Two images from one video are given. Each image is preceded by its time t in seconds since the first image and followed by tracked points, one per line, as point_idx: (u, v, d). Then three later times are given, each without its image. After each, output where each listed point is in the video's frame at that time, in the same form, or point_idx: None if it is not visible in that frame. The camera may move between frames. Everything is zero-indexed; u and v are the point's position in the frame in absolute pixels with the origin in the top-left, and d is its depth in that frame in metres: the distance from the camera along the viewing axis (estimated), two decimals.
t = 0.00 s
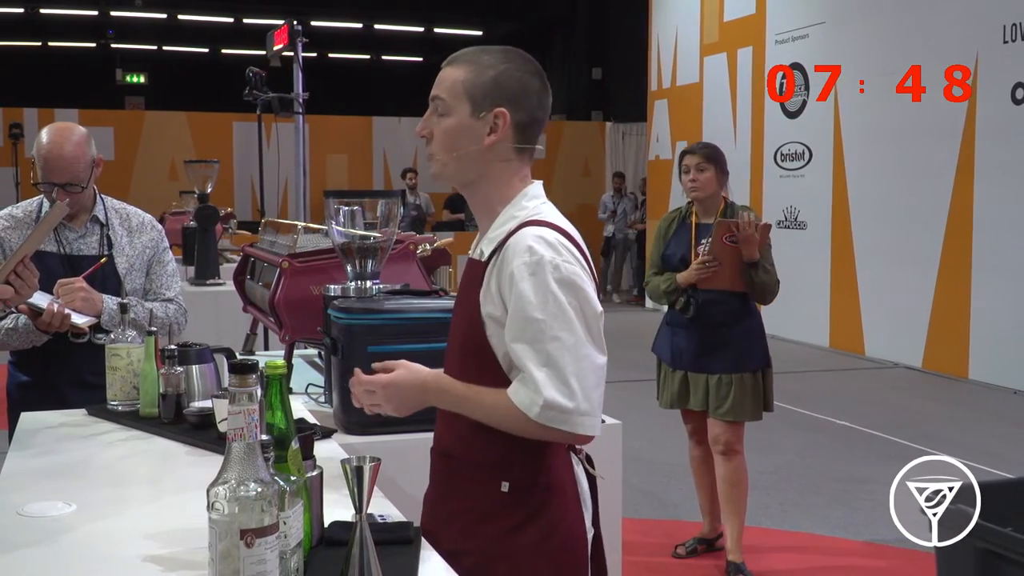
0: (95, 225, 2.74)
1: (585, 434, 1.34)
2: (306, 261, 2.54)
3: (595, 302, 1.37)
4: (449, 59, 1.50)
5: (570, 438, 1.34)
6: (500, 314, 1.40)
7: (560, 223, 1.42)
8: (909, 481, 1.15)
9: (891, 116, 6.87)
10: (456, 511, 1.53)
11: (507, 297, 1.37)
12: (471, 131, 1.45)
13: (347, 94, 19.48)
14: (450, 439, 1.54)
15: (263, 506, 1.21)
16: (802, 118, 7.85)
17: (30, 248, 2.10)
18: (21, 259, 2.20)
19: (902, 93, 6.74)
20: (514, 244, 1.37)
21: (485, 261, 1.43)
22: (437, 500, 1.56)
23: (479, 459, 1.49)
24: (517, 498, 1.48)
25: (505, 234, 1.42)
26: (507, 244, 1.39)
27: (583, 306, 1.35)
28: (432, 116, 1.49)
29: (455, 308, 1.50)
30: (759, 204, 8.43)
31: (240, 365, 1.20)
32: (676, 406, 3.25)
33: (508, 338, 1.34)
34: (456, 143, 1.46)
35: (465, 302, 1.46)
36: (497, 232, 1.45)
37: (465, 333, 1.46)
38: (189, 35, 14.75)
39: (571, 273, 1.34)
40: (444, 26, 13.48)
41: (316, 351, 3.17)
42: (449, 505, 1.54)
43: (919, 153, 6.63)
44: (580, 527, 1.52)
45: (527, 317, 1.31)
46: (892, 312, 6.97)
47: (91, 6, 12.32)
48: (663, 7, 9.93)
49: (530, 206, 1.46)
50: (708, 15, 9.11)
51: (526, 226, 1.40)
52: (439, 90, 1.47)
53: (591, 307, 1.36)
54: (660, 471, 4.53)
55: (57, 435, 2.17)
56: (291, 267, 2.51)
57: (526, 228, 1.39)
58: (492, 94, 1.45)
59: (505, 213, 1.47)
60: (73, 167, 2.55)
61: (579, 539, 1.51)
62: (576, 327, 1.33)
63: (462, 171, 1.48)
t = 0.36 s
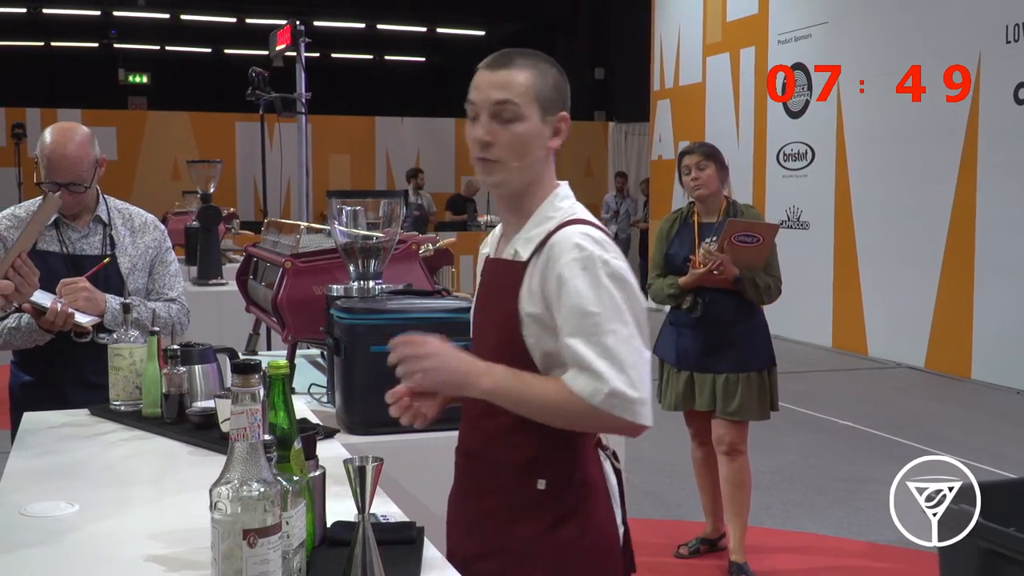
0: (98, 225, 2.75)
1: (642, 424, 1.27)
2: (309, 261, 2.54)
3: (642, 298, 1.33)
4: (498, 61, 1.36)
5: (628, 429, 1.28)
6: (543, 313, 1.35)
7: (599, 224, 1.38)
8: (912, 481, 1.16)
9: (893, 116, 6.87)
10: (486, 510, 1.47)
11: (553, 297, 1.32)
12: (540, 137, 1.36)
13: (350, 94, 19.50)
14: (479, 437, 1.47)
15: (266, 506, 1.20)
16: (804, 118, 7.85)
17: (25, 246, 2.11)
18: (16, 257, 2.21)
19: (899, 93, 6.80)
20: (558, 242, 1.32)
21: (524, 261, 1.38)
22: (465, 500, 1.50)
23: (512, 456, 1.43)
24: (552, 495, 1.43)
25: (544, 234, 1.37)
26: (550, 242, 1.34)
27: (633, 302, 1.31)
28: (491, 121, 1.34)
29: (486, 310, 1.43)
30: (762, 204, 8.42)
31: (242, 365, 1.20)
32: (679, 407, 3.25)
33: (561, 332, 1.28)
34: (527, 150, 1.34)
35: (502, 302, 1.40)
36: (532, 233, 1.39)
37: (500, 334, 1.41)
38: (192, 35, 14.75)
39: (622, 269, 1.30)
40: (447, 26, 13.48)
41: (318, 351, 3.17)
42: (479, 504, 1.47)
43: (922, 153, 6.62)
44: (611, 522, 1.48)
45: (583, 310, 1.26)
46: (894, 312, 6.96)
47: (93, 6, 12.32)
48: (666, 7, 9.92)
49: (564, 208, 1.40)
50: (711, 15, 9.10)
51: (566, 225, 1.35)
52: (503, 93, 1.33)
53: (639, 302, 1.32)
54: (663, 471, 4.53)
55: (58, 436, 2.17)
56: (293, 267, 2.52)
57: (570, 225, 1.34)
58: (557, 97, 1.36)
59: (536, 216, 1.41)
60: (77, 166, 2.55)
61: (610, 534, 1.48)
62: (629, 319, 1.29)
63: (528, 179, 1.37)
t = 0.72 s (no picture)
0: (99, 225, 2.75)
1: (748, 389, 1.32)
2: (310, 261, 2.54)
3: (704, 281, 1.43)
4: (543, 61, 1.44)
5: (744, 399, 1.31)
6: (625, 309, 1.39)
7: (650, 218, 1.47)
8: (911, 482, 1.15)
9: (895, 116, 6.87)
10: (546, 503, 1.43)
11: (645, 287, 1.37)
12: (582, 135, 1.43)
13: (351, 94, 19.52)
14: (541, 428, 1.43)
15: (268, 506, 1.20)
16: (806, 118, 7.84)
17: (14, 239, 2.09)
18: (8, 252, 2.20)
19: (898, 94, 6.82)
20: (633, 237, 1.38)
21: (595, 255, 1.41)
22: (521, 493, 1.46)
23: (573, 448, 1.40)
24: (616, 486, 1.40)
25: (610, 228, 1.42)
26: (622, 234, 1.39)
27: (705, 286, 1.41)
28: (534, 118, 1.42)
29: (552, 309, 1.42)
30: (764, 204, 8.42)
31: (244, 366, 1.19)
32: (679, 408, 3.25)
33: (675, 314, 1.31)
34: (566, 147, 1.41)
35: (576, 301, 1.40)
36: (595, 229, 1.43)
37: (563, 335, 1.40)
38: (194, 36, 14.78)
39: (695, 255, 1.40)
40: (448, 26, 13.49)
41: (320, 352, 3.18)
42: (539, 497, 1.44)
43: (923, 153, 6.62)
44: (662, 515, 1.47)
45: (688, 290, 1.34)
46: (896, 312, 6.96)
47: (95, 6, 12.34)
48: (667, 7, 9.93)
49: (617, 205, 1.46)
50: (712, 15, 9.10)
51: (633, 219, 1.41)
52: (548, 90, 1.41)
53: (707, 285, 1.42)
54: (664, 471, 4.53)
55: (60, 435, 2.18)
56: (294, 267, 2.52)
57: (637, 219, 1.41)
58: (598, 98, 1.44)
59: (592, 213, 1.45)
60: (80, 156, 2.56)
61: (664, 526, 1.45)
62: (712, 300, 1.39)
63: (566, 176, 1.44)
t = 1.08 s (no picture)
0: (100, 225, 2.74)
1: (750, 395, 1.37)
2: (311, 261, 2.54)
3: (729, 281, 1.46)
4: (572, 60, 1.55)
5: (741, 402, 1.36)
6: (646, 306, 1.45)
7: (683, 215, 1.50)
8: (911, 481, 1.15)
9: (895, 116, 6.87)
10: (573, 493, 1.54)
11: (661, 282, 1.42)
12: (599, 129, 1.50)
13: (352, 94, 19.53)
14: (570, 422, 1.54)
15: (269, 506, 1.20)
16: (807, 118, 7.84)
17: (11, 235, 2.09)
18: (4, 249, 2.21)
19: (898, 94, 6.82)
20: (653, 233, 1.43)
21: (613, 252, 1.48)
22: (552, 482, 1.58)
23: (598, 442, 1.51)
24: (637, 480, 1.50)
25: (631, 225, 1.48)
26: (641, 230, 1.45)
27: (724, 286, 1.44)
28: (554, 109, 1.53)
29: (581, 303, 1.52)
30: (765, 204, 8.41)
31: (245, 366, 1.18)
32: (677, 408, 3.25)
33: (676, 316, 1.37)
34: (579, 139, 1.50)
35: (599, 293, 1.49)
36: (620, 225, 1.49)
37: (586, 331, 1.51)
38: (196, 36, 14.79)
39: (716, 256, 1.43)
40: (449, 25, 13.49)
41: (322, 351, 3.18)
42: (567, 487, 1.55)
43: (924, 153, 6.62)
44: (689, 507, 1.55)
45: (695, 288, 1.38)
46: (897, 311, 6.96)
47: (96, 6, 12.34)
48: (668, 7, 9.92)
49: (648, 201, 1.51)
50: (714, 15, 9.10)
51: (655, 215, 1.46)
52: (565, 84, 1.52)
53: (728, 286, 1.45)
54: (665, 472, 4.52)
55: (62, 435, 2.18)
56: (295, 267, 2.52)
57: (660, 214, 1.46)
58: (620, 97, 1.51)
59: (620, 207, 1.52)
60: (85, 135, 2.60)
61: (685, 521, 1.55)
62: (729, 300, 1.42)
63: (580, 166, 1.52)
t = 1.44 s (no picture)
0: (102, 224, 2.74)
1: (711, 402, 1.32)
2: (312, 261, 2.55)
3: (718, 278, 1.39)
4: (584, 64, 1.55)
5: (696, 405, 1.32)
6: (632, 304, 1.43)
7: (684, 210, 1.44)
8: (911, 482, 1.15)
9: (896, 116, 6.87)
10: (574, 490, 1.54)
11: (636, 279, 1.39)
12: (609, 131, 1.50)
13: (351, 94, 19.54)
14: (574, 419, 1.55)
15: (269, 506, 1.20)
16: (807, 118, 7.85)
17: (12, 234, 2.09)
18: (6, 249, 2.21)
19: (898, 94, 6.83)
20: (636, 229, 1.40)
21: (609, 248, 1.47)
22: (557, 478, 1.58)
23: (597, 439, 1.51)
24: (635, 480, 1.49)
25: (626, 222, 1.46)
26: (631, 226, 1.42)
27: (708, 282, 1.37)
28: (566, 113, 1.53)
29: (584, 298, 1.53)
30: (765, 204, 8.41)
31: (245, 365, 1.18)
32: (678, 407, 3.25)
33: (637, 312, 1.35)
34: (590, 141, 1.50)
35: (595, 287, 1.50)
36: (621, 222, 1.48)
37: (593, 330, 1.51)
38: (197, 36, 14.80)
39: (699, 251, 1.36)
40: (450, 25, 13.49)
41: (322, 351, 3.18)
42: (570, 485, 1.55)
43: (925, 153, 6.62)
44: (692, 512, 1.54)
45: (654, 287, 1.34)
46: (898, 311, 6.96)
47: (97, 6, 12.35)
48: (668, 7, 9.93)
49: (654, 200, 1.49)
50: (714, 15, 9.10)
51: (648, 211, 1.42)
52: (575, 89, 1.52)
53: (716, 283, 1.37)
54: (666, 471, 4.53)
55: (62, 435, 2.18)
56: (296, 267, 2.52)
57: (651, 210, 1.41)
58: (627, 97, 1.50)
59: (626, 204, 1.50)
60: (91, 132, 2.60)
61: (688, 524, 1.53)
62: (705, 299, 1.34)
63: (592, 167, 1.52)
